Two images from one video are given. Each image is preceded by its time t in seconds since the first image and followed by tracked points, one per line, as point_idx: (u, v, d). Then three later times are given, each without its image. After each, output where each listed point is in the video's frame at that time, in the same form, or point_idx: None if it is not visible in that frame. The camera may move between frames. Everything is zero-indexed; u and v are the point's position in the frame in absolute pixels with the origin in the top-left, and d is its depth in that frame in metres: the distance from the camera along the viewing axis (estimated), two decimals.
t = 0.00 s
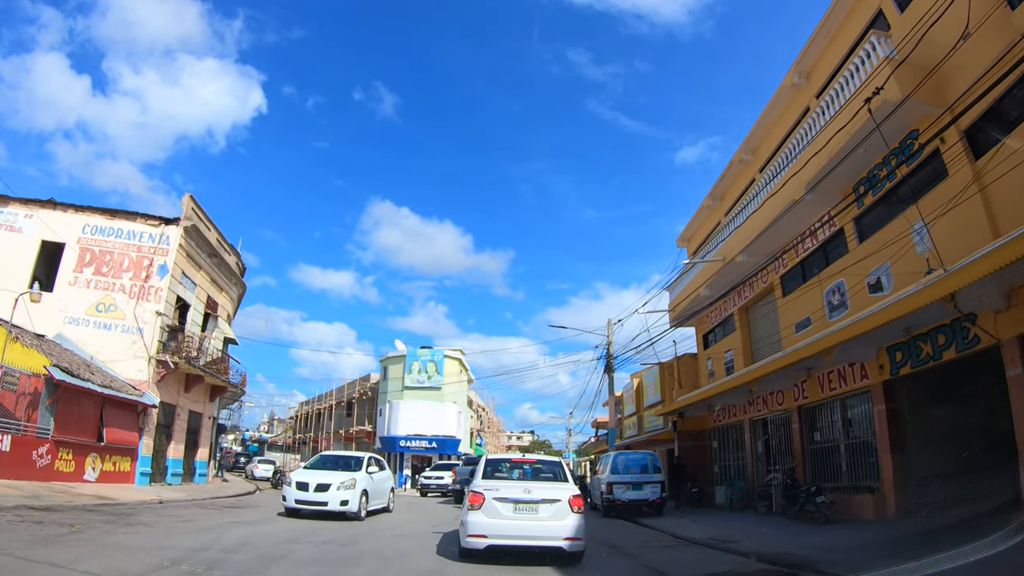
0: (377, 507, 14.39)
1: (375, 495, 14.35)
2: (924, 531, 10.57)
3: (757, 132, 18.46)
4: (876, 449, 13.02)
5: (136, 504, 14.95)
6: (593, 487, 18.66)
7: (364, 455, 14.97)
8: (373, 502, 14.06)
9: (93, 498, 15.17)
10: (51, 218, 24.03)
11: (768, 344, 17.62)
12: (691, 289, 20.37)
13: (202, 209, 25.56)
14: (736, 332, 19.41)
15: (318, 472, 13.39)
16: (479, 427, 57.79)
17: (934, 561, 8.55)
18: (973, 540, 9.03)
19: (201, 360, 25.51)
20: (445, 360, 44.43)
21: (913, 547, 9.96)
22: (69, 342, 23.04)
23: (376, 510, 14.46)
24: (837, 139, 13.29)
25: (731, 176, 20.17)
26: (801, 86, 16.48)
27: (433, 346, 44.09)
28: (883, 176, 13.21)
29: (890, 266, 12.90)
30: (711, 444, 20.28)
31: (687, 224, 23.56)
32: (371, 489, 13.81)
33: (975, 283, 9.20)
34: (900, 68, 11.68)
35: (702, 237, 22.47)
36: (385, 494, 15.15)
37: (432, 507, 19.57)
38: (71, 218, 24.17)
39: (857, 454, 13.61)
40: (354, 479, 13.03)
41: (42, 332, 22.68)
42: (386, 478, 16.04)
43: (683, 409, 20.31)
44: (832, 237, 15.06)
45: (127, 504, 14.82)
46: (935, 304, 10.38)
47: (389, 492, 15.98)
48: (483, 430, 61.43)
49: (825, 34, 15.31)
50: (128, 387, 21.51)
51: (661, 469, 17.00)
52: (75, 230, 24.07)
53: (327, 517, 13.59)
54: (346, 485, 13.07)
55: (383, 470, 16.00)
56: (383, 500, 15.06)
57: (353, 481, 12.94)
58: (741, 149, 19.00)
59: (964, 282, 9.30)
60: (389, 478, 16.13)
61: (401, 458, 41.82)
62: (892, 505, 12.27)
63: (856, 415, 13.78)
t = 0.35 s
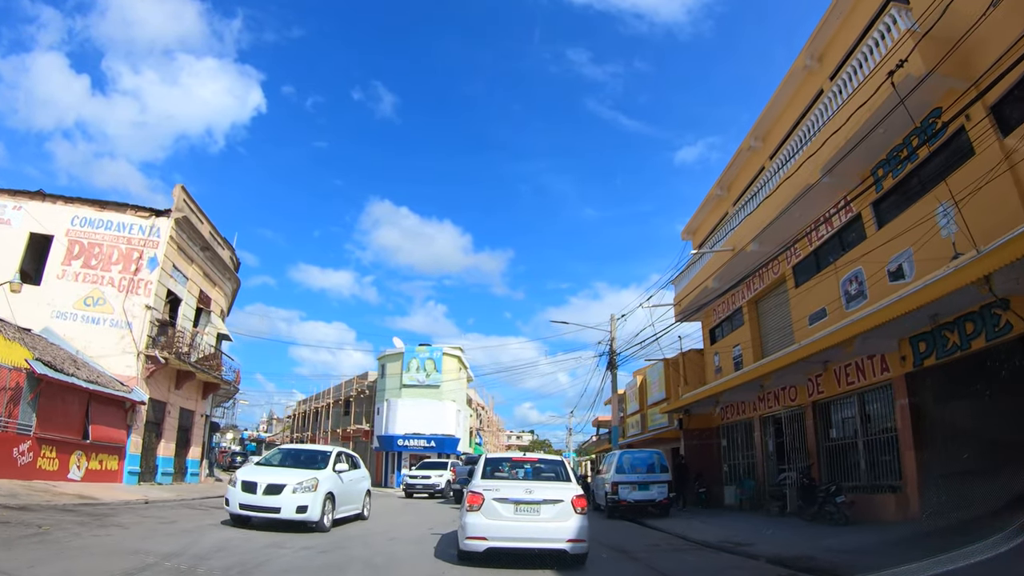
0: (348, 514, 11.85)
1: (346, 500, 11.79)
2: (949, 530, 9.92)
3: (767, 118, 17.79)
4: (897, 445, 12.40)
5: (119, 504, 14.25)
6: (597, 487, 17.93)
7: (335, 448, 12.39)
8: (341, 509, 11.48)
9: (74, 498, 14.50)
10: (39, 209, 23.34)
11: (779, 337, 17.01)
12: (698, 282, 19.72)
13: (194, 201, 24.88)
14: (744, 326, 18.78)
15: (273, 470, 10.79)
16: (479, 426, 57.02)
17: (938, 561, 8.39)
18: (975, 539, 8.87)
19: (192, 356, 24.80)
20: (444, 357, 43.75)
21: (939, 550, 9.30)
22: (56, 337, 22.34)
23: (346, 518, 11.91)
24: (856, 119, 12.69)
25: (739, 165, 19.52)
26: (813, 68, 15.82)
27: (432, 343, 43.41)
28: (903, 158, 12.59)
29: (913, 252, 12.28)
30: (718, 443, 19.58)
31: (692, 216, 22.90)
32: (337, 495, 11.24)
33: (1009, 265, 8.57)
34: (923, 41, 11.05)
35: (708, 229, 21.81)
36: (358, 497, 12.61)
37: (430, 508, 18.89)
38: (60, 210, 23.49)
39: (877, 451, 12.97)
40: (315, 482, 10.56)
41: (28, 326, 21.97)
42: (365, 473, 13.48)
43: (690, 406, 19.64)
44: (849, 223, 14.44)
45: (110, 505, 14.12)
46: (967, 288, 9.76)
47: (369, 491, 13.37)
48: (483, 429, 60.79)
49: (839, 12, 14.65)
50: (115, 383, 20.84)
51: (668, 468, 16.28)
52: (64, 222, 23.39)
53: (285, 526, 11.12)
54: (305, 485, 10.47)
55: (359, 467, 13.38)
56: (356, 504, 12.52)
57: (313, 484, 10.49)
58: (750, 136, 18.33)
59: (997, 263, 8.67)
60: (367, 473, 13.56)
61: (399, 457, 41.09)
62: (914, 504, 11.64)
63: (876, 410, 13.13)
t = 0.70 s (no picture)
0: (304, 523, 9.56)
1: (300, 506, 9.49)
2: (981, 530, 9.33)
3: (776, 105, 17.25)
4: (917, 439, 11.87)
5: (104, 505, 13.65)
6: (601, 488, 17.34)
7: (288, 441, 10.12)
8: (293, 518, 9.16)
9: (58, 498, 13.91)
10: (28, 202, 22.75)
11: (789, 331, 16.47)
12: (704, 276, 19.17)
13: (187, 193, 24.27)
14: (752, 321, 18.23)
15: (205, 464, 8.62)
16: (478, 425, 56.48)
17: (936, 561, 8.45)
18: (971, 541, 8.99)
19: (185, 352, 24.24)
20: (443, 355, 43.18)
21: (960, 549, 9.00)
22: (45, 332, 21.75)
23: (302, 528, 9.62)
24: (873, 101, 12.18)
25: (746, 155, 18.95)
26: (824, 52, 15.25)
27: (431, 341, 42.83)
28: (922, 141, 12.07)
29: (934, 239, 11.76)
30: (725, 441, 18.99)
31: (697, 209, 22.34)
32: (287, 499, 8.93)
33: None
34: (944, 17, 10.52)
35: (713, 222, 21.25)
36: (320, 502, 10.31)
37: (428, 509, 18.31)
38: (50, 203, 22.91)
39: (895, 447, 12.43)
40: (253, 481, 8.25)
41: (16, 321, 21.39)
42: (330, 470, 11.20)
43: (696, 403, 19.09)
44: (863, 212, 13.92)
45: (95, 505, 13.53)
46: (996, 273, 9.24)
47: (335, 494, 11.07)
48: (482, 427, 60.27)
49: None
50: (104, 379, 20.27)
51: (675, 467, 15.65)
52: (54, 214, 22.81)
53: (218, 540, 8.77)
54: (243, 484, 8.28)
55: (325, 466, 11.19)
56: (317, 511, 10.21)
57: (251, 484, 8.19)
58: (758, 124, 17.78)
59: None
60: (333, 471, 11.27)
61: (397, 456, 40.50)
62: (936, 498, 11.15)
63: (893, 405, 12.59)
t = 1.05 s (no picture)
0: (232, 538, 7.35)
1: (226, 514, 7.32)
2: (1009, 531, 8.82)
3: (784, 94, 16.76)
4: (935, 438, 11.36)
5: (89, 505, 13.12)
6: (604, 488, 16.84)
7: (209, 424, 7.88)
8: (210, 532, 6.94)
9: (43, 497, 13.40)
10: (19, 195, 22.24)
11: (799, 326, 15.99)
12: (710, 270, 18.68)
13: (181, 186, 23.77)
14: (760, 316, 17.73)
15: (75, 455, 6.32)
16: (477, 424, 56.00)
17: (935, 561, 8.54)
18: (970, 541, 9.08)
19: (179, 350, 23.75)
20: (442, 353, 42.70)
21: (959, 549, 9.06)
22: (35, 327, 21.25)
23: (231, 546, 7.45)
24: (889, 84, 11.72)
25: (753, 146, 18.46)
26: (835, 39, 14.77)
27: (430, 339, 42.34)
28: (939, 127, 11.60)
29: (952, 227, 11.30)
30: (731, 440, 18.55)
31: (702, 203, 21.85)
32: (197, 507, 6.70)
33: None
34: None
35: (719, 216, 20.76)
36: (258, 508, 8.14)
37: (427, 510, 17.81)
38: (41, 196, 22.39)
39: (911, 446, 11.94)
40: (135, 478, 5.99)
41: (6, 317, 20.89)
42: (276, 464, 9.04)
43: (702, 402, 18.62)
44: (877, 201, 13.45)
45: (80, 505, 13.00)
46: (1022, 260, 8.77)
47: (280, 497, 8.91)
48: (482, 427, 59.77)
49: None
50: (95, 376, 19.76)
51: (681, 467, 15.14)
52: (45, 208, 22.30)
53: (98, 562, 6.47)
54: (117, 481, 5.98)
55: (273, 462, 8.99)
56: (254, 520, 7.99)
57: (130, 483, 5.93)
58: (766, 113, 17.29)
59: None
60: (280, 465, 9.11)
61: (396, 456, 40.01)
62: (956, 501, 10.58)
63: (908, 403, 12.13)
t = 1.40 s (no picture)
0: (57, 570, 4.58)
1: (57, 531, 4.61)
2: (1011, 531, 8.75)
3: (792, 83, 16.30)
4: (954, 435, 10.88)
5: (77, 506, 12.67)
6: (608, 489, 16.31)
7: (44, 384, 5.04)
8: None
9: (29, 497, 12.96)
10: (10, 189, 21.77)
11: (809, 321, 15.55)
12: (715, 265, 18.21)
13: (176, 180, 23.31)
14: (767, 312, 17.28)
15: None
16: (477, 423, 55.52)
17: (935, 561, 8.50)
18: (972, 540, 9.05)
19: (172, 347, 23.29)
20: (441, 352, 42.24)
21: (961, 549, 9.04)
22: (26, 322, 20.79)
23: None
24: (905, 67, 11.29)
25: (760, 137, 18.01)
26: (845, 24, 14.32)
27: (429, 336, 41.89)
28: (956, 111, 11.18)
29: (971, 215, 10.85)
30: (737, 439, 18.08)
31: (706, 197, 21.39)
32: None
33: None
34: None
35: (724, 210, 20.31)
36: (132, 526, 5.41)
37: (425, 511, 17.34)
38: (33, 189, 21.93)
39: (929, 444, 11.44)
40: None
41: None
42: (174, 458, 6.33)
43: (707, 400, 18.17)
44: (891, 190, 13.00)
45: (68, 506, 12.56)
46: None
47: (181, 505, 6.21)
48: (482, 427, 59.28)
49: None
50: (85, 373, 19.31)
51: (688, 467, 14.51)
52: (37, 201, 21.83)
53: None
54: None
55: (168, 452, 6.27)
56: (117, 541, 5.22)
57: None
58: (773, 103, 16.81)
59: None
60: (182, 460, 6.39)
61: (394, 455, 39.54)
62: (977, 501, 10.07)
63: (925, 400, 11.66)
